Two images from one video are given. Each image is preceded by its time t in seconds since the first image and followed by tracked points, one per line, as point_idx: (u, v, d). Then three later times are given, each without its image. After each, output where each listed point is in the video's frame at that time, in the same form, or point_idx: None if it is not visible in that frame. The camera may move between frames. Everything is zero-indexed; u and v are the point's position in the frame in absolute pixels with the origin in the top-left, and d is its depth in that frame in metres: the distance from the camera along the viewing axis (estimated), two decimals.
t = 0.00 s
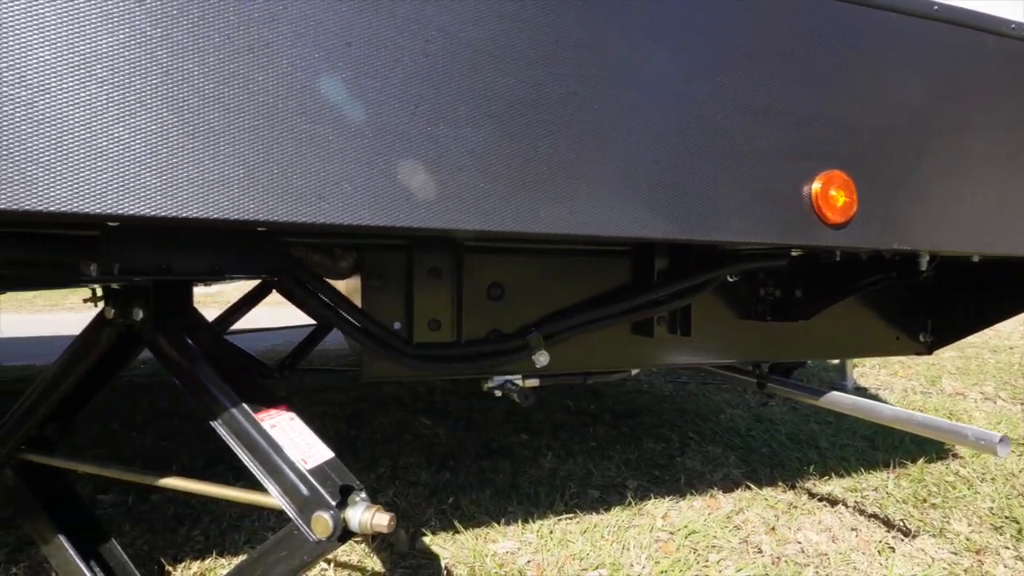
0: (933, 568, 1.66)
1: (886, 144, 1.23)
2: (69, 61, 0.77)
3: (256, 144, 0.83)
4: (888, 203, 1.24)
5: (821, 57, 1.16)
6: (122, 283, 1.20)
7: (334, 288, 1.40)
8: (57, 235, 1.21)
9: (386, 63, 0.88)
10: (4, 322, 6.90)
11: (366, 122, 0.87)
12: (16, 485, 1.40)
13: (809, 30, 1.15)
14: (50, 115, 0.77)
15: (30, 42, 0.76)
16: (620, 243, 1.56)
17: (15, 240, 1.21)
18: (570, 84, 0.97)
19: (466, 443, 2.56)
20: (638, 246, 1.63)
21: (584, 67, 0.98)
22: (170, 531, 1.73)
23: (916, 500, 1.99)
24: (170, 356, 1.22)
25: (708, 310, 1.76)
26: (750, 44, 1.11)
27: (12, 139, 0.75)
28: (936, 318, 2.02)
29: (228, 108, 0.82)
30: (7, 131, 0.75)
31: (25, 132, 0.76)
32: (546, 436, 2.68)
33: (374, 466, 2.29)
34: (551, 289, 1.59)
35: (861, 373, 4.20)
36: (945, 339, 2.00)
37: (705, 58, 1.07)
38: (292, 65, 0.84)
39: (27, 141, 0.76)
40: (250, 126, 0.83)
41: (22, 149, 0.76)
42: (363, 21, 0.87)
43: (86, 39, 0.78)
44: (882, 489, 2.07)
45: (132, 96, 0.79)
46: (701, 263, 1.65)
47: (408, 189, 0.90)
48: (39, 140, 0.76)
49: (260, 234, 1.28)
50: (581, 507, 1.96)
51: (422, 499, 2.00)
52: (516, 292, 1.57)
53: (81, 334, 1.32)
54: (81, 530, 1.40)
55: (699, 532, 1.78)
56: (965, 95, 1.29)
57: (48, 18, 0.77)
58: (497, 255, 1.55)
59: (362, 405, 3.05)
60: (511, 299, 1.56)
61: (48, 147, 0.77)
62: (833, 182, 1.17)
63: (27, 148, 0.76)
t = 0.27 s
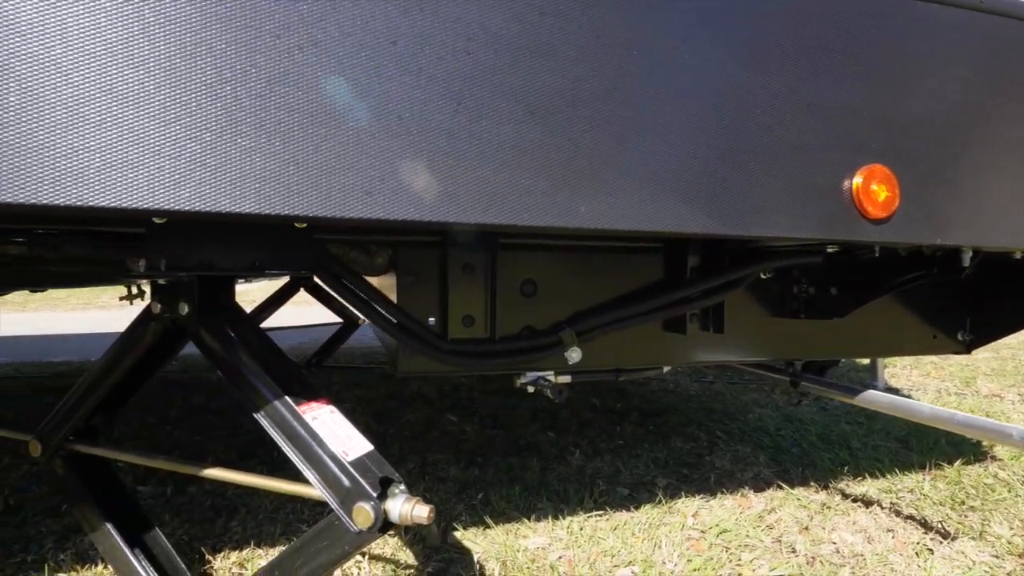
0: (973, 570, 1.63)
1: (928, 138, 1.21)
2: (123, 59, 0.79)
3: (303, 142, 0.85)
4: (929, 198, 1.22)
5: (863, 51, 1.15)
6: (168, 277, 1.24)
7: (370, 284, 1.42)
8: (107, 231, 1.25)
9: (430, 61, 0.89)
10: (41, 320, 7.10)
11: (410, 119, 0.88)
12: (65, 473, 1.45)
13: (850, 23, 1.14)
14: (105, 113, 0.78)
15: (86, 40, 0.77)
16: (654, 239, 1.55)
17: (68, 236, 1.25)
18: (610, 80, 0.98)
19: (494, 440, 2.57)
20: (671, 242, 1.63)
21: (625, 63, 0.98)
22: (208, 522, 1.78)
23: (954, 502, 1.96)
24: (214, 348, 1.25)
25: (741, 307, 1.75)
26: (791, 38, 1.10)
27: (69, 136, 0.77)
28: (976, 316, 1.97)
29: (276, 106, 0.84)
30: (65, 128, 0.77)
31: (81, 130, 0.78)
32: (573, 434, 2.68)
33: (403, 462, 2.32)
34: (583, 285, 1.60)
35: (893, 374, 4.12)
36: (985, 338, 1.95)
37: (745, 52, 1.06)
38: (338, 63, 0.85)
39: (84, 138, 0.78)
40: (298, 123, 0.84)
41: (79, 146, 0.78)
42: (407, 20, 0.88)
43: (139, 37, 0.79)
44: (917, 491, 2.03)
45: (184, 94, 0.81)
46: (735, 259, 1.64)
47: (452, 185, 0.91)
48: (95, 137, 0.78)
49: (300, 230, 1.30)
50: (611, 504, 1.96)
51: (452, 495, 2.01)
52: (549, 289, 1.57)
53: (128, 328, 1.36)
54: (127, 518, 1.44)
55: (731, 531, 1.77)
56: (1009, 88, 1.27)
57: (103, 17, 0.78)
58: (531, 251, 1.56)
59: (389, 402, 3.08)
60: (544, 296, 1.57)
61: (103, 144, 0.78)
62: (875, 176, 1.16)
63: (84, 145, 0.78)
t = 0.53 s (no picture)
0: None
1: (974, 130, 1.18)
2: (172, 55, 0.80)
3: (345, 136, 0.85)
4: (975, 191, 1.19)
5: (907, 40, 1.13)
6: (208, 272, 1.26)
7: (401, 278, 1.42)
8: (148, 227, 1.28)
9: (470, 56, 0.89)
10: (75, 318, 7.28)
11: (451, 113, 0.88)
12: (107, 465, 1.48)
13: (893, 13, 1.12)
14: (155, 108, 0.79)
15: (136, 37, 0.79)
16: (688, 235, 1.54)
17: (111, 232, 1.28)
18: (649, 72, 0.97)
19: (520, 438, 2.57)
20: (705, 238, 1.61)
21: (664, 55, 0.98)
22: (243, 515, 1.80)
23: (996, 505, 1.91)
24: (251, 342, 1.26)
25: (776, 305, 1.72)
26: (833, 28, 1.08)
27: (120, 131, 0.78)
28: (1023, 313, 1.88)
29: (320, 100, 0.84)
30: (115, 123, 0.78)
31: (131, 124, 0.79)
32: (600, 432, 2.67)
33: (431, 458, 2.33)
34: (615, 282, 1.59)
35: (926, 374, 4.03)
36: None
37: (786, 43, 1.05)
38: (381, 58, 0.86)
39: (134, 133, 0.79)
40: (340, 117, 0.85)
41: (129, 141, 0.79)
42: (447, 14, 0.88)
43: (188, 34, 0.80)
44: (957, 493, 1.99)
45: (231, 89, 0.82)
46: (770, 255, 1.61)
47: (492, 179, 0.91)
48: (145, 131, 0.79)
49: (335, 225, 1.31)
50: (641, 502, 1.95)
51: (482, 492, 2.01)
52: (581, 285, 1.57)
53: (168, 323, 1.39)
54: (166, 509, 1.46)
55: (764, 531, 1.76)
56: None
57: (153, 15, 0.79)
58: (563, 247, 1.55)
59: (415, 399, 3.10)
60: (576, 292, 1.56)
61: (152, 138, 0.80)
62: (921, 169, 1.13)
63: (135, 139, 0.79)
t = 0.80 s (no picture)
0: None
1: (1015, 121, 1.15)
2: (209, 53, 0.81)
3: (379, 132, 0.86)
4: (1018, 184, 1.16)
5: (945, 30, 1.10)
6: (240, 270, 1.27)
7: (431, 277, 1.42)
8: (183, 225, 1.30)
9: (503, 50, 0.89)
10: (106, 318, 7.44)
11: (484, 108, 0.89)
12: (142, 459, 1.50)
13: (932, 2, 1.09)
14: (193, 106, 0.81)
15: (173, 36, 0.80)
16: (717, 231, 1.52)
17: (146, 231, 1.30)
18: (681, 65, 0.96)
19: (544, 437, 2.56)
20: (734, 235, 1.59)
21: (697, 48, 0.97)
22: (271, 511, 1.82)
23: None
24: (283, 339, 1.27)
25: (808, 303, 1.69)
26: (869, 18, 1.06)
27: (158, 128, 0.80)
28: None
29: (354, 97, 0.84)
30: (154, 120, 0.79)
31: (169, 122, 0.80)
32: (624, 432, 2.65)
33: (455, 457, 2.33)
34: (644, 279, 1.57)
35: (959, 375, 3.93)
36: None
37: (820, 34, 1.03)
38: (414, 54, 0.86)
39: (173, 131, 0.80)
40: (374, 113, 0.85)
41: (167, 138, 0.80)
42: (479, 9, 0.88)
43: (225, 32, 0.81)
44: (996, 497, 1.96)
45: (267, 86, 0.82)
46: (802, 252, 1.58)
47: (524, 174, 0.91)
48: (183, 129, 0.80)
49: (365, 223, 1.32)
50: (668, 502, 1.93)
51: (507, 490, 2.01)
52: (609, 283, 1.56)
53: (201, 321, 1.40)
54: (199, 504, 1.48)
55: (796, 534, 1.74)
56: None
57: (187, 13, 0.80)
58: (591, 245, 1.54)
59: (439, 398, 3.11)
60: (604, 290, 1.55)
61: (190, 135, 0.81)
62: (964, 161, 1.10)
63: (172, 137, 0.80)
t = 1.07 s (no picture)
0: None
1: None
2: (245, 52, 0.83)
3: (413, 129, 0.87)
4: None
5: (983, 22, 1.08)
6: (272, 267, 1.29)
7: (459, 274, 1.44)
8: (217, 221, 1.32)
9: (535, 47, 0.89)
10: (134, 316, 7.60)
11: (517, 104, 0.89)
12: (175, 451, 1.53)
13: None
14: (231, 104, 0.82)
15: (210, 35, 0.82)
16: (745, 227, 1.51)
17: (182, 227, 1.33)
18: (714, 61, 0.96)
19: (566, 436, 2.56)
20: (763, 232, 1.58)
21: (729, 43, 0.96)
22: (299, 505, 1.85)
23: None
24: (314, 333, 1.29)
25: (836, 301, 1.67)
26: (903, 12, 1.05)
27: (197, 126, 0.82)
28: None
29: (387, 95, 0.86)
30: (192, 118, 0.82)
31: (207, 119, 0.82)
32: (647, 432, 2.64)
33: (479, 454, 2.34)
34: (670, 277, 1.57)
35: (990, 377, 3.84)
36: None
37: (854, 29, 1.02)
38: (447, 52, 0.87)
39: (212, 128, 0.82)
40: (408, 111, 0.86)
41: (206, 135, 0.82)
42: (511, 6, 0.89)
43: (263, 32, 0.83)
44: None
45: (302, 85, 0.84)
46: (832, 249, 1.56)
47: (556, 169, 0.91)
48: (221, 127, 0.82)
49: (395, 221, 1.34)
50: (693, 502, 1.92)
51: (531, 488, 2.01)
52: (636, 280, 1.55)
53: (233, 317, 1.43)
54: (230, 496, 1.51)
55: (824, 535, 1.72)
56: None
57: (224, 14, 0.82)
58: (617, 242, 1.54)
59: (460, 396, 3.12)
60: (630, 287, 1.55)
61: (228, 133, 0.83)
62: (1003, 156, 1.08)
63: (211, 134, 0.82)
